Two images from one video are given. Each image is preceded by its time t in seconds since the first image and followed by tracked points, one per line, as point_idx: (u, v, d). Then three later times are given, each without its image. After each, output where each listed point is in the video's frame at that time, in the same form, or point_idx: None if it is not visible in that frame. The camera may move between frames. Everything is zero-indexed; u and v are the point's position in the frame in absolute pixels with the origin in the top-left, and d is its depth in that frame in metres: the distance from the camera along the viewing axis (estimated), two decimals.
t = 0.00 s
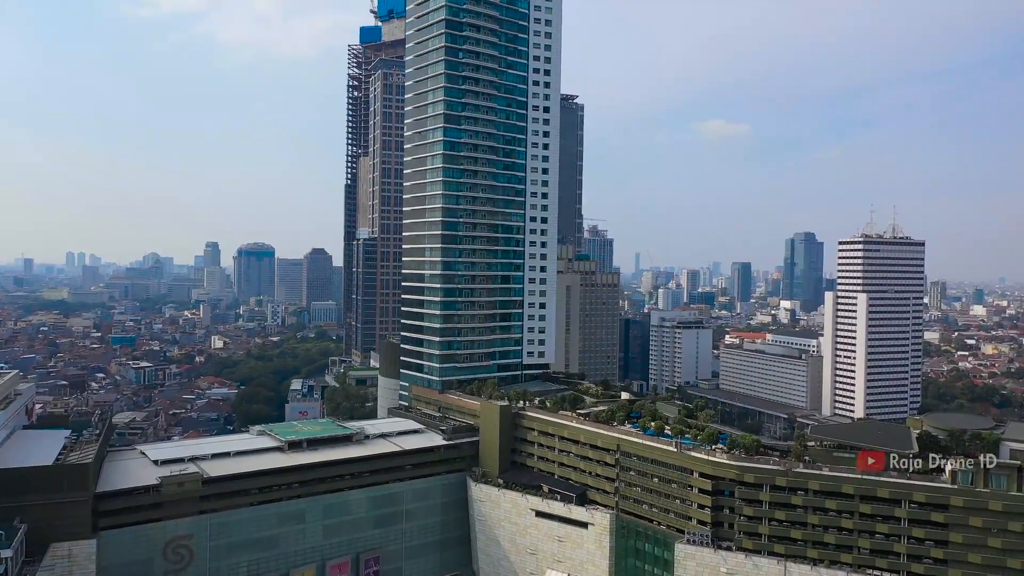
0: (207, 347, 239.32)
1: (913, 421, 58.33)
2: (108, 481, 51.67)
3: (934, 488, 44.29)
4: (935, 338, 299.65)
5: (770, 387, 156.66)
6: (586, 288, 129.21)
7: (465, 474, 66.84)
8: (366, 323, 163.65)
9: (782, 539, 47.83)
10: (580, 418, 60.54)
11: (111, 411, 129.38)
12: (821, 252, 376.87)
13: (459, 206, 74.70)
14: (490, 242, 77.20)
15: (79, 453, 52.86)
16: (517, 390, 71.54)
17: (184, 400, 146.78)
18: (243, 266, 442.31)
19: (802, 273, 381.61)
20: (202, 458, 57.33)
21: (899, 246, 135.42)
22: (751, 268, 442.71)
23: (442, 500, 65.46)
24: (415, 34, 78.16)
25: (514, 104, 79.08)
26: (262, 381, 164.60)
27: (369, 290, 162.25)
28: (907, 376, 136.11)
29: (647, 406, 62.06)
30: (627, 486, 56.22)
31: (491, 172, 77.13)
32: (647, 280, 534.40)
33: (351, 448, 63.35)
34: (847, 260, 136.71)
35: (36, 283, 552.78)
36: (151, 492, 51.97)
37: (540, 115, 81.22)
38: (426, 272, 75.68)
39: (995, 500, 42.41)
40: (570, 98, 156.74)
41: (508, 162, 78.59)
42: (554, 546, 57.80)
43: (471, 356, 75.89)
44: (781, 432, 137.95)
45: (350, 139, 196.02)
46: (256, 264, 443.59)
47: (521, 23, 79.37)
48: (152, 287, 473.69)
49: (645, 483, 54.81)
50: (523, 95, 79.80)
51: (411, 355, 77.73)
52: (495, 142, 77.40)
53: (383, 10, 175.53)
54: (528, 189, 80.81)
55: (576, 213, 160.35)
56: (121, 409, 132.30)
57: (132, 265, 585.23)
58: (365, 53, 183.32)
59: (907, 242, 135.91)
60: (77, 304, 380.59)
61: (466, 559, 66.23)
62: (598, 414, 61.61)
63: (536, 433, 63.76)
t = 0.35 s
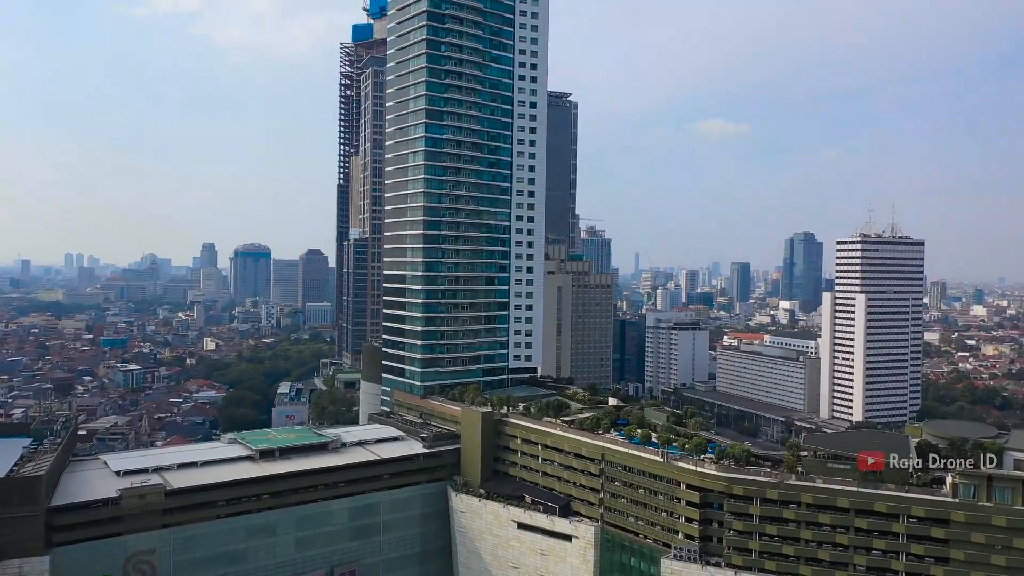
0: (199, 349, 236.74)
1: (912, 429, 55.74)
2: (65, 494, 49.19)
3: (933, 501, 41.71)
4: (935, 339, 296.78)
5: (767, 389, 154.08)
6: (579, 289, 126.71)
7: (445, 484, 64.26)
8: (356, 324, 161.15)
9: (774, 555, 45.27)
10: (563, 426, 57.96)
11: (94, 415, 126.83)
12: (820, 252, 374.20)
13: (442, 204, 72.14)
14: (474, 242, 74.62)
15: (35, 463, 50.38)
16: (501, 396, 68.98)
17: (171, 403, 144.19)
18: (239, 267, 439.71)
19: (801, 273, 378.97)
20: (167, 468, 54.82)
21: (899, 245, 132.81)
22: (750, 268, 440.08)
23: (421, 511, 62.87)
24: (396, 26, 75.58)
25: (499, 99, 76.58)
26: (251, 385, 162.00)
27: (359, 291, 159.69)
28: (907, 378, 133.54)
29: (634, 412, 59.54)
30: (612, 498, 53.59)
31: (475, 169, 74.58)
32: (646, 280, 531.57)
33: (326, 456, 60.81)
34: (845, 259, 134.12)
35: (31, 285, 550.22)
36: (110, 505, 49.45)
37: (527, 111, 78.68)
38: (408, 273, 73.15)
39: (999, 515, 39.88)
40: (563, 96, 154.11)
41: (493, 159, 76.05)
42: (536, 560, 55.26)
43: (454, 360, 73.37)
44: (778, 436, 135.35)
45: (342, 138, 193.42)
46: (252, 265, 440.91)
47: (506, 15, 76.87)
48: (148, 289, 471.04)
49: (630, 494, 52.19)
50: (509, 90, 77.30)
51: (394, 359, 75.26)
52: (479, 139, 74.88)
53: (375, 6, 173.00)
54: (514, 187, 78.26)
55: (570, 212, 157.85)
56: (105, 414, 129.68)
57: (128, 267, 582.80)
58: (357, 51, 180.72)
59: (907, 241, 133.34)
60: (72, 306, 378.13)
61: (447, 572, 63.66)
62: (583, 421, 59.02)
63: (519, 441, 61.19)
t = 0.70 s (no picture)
0: (193, 351, 234.20)
1: (918, 438, 52.94)
2: (21, 509, 46.50)
3: (942, 519, 38.91)
4: (936, 340, 293.85)
5: (766, 392, 151.26)
6: (574, 290, 124.06)
7: (429, 495, 61.50)
8: (348, 327, 158.53)
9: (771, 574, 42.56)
10: (550, 435, 55.23)
11: (78, 420, 124.26)
12: (820, 252, 371.30)
13: (427, 203, 69.49)
14: (461, 243, 71.93)
15: None
16: (488, 402, 66.27)
17: (159, 408, 141.54)
18: (236, 268, 437.01)
19: (801, 273, 376.14)
20: (133, 481, 52.16)
21: (901, 245, 130.07)
22: (750, 269, 437.29)
23: (404, 524, 60.18)
24: (380, 19, 72.92)
25: (487, 94, 73.93)
26: (242, 388, 159.34)
27: (351, 293, 156.92)
28: (909, 381, 130.80)
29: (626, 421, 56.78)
30: (601, 511, 50.84)
31: (462, 167, 71.98)
32: (646, 281, 528.76)
33: (303, 467, 58.10)
34: (846, 260, 131.38)
35: (28, 286, 547.16)
36: (68, 521, 46.78)
37: (516, 106, 76.06)
38: (392, 275, 70.44)
39: (1012, 534, 37.11)
40: (559, 93, 151.51)
41: (481, 156, 73.41)
42: None
43: (440, 365, 70.61)
44: (778, 440, 132.59)
45: (336, 138, 190.71)
46: (250, 266, 438.24)
47: (494, 7, 74.25)
48: (145, 290, 468.36)
49: (620, 508, 49.45)
50: (497, 85, 74.67)
51: (377, 364, 72.43)
52: (466, 135, 72.25)
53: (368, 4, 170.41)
54: (503, 186, 75.54)
55: (566, 212, 155.25)
56: (90, 418, 127.06)
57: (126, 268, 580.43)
58: (350, 49, 178.07)
59: (908, 241, 130.63)
60: (67, 308, 375.60)
61: None
62: (571, 429, 56.26)
63: (505, 451, 58.46)
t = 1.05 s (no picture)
0: (188, 354, 231.52)
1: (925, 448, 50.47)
2: None
3: (957, 539, 36.14)
4: (939, 342, 290.69)
5: (768, 396, 148.35)
6: (571, 291, 121.36)
7: (415, 507, 58.65)
8: (341, 329, 155.74)
9: None
10: (541, 445, 52.43)
11: (64, 425, 121.63)
12: (822, 253, 368.37)
13: (414, 202, 66.77)
14: (450, 243, 69.19)
15: None
16: (477, 410, 63.51)
17: (148, 412, 138.78)
18: (234, 270, 434.56)
19: (803, 274, 373.21)
20: (99, 494, 49.42)
21: (904, 246, 127.31)
22: (751, 270, 434.39)
23: (388, 537, 57.40)
24: (366, 11, 70.19)
25: (478, 89, 71.18)
26: (234, 392, 156.63)
27: (344, 295, 154.15)
28: (914, 385, 128.03)
29: (620, 430, 53.98)
30: (593, 527, 48.00)
31: (451, 165, 69.23)
32: (646, 282, 526.05)
33: (281, 478, 55.29)
34: (849, 260, 128.60)
35: (25, 288, 544.74)
36: (26, 538, 44.00)
37: (507, 101, 73.22)
38: (378, 277, 67.65)
39: None
40: (556, 91, 148.84)
41: (470, 153, 70.61)
42: None
43: (428, 371, 67.85)
44: (779, 445, 129.81)
45: (331, 138, 187.96)
46: (248, 268, 435.67)
47: None
48: (143, 292, 466.09)
49: (613, 523, 46.63)
50: (488, 79, 71.91)
51: (363, 369, 69.68)
52: (454, 131, 69.48)
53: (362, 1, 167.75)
54: (494, 184, 72.65)
55: (563, 213, 152.54)
56: (76, 424, 124.40)
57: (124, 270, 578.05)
58: (345, 47, 175.38)
59: (912, 241, 127.85)
60: (64, 310, 373.09)
61: None
62: (563, 438, 53.47)
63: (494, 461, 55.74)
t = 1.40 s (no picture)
0: (182, 356, 228.73)
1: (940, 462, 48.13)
2: None
3: (978, 562, 33.31)
4: (942, 343, 287.64)
5: (770, 399, 145.29)
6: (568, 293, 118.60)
7: (401, 522, 55.84)
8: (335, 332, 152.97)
9: None
10: (532, 458, 49.59)
11: (50, 430, 118.78)
12: (823, 254, 365.49)
13: (401, 201, 64.03)
14: (439, 243, 66.41)
15: None
16: (466, 418, 60.68)
17: (137, 417, 135.99)
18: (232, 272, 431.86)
19: (804, 275, 370.26)
20: (63, 511, 46.58)
21: (909, 246, 124.54)
22: (752, 270, 431.55)
23: (372, 553, 54.67)
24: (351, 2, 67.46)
25: (468, 83, 68.32)
26: (226, 396, 153.81)
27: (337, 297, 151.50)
28: (919, 388, 124.98)
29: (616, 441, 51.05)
30: (586, 545, 45.09)
31: (440, 162, 66.38)
32: (647, 283, 522.72)
33: (258, 491, 52.42)
34: (853, 261, 125.79)
35: (22, 290, 542.44)
36: None
37: (499, 96, 70.27)
38: (364, 279, 64.88)
39: None
40: (553, 89, 145.88)
41: (460, 150, 67.72)
42: None
43: (416, 377, 65.00)
44: (782, 450, 126.91)
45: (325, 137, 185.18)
46: (246, 270, 432.83)
47: None
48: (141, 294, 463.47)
49: (608, 541, 43.74)
50: (479, 73, 69.04)
51: (349, 375, 66.90)
52: (443, 127, 66.64)
53: None
54: (485, 182, 69.67)
55: (561, 213, 149.61)
56: (63, 429, 121.62)
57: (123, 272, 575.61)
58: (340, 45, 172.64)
59: (917, 241, 125.09)
60: (60, 313, 370.19)
61: None
62: (555, 450, 50.56)
63: (483, 474, 52.89)
